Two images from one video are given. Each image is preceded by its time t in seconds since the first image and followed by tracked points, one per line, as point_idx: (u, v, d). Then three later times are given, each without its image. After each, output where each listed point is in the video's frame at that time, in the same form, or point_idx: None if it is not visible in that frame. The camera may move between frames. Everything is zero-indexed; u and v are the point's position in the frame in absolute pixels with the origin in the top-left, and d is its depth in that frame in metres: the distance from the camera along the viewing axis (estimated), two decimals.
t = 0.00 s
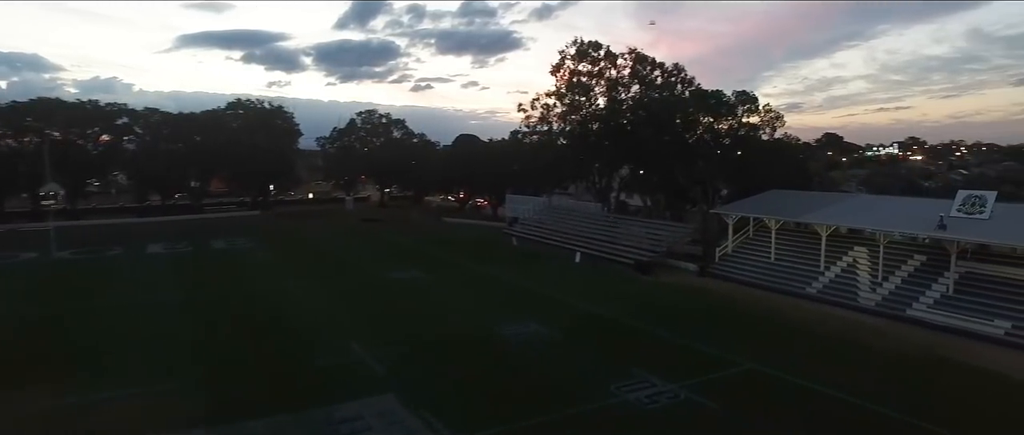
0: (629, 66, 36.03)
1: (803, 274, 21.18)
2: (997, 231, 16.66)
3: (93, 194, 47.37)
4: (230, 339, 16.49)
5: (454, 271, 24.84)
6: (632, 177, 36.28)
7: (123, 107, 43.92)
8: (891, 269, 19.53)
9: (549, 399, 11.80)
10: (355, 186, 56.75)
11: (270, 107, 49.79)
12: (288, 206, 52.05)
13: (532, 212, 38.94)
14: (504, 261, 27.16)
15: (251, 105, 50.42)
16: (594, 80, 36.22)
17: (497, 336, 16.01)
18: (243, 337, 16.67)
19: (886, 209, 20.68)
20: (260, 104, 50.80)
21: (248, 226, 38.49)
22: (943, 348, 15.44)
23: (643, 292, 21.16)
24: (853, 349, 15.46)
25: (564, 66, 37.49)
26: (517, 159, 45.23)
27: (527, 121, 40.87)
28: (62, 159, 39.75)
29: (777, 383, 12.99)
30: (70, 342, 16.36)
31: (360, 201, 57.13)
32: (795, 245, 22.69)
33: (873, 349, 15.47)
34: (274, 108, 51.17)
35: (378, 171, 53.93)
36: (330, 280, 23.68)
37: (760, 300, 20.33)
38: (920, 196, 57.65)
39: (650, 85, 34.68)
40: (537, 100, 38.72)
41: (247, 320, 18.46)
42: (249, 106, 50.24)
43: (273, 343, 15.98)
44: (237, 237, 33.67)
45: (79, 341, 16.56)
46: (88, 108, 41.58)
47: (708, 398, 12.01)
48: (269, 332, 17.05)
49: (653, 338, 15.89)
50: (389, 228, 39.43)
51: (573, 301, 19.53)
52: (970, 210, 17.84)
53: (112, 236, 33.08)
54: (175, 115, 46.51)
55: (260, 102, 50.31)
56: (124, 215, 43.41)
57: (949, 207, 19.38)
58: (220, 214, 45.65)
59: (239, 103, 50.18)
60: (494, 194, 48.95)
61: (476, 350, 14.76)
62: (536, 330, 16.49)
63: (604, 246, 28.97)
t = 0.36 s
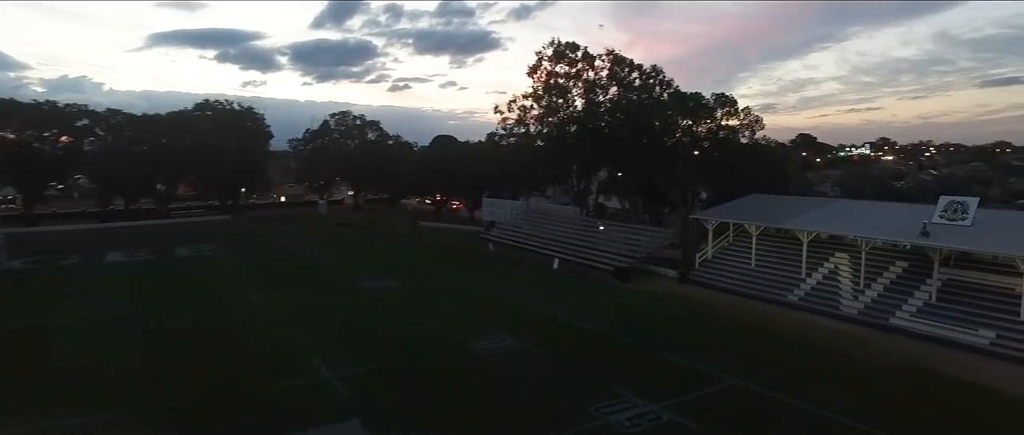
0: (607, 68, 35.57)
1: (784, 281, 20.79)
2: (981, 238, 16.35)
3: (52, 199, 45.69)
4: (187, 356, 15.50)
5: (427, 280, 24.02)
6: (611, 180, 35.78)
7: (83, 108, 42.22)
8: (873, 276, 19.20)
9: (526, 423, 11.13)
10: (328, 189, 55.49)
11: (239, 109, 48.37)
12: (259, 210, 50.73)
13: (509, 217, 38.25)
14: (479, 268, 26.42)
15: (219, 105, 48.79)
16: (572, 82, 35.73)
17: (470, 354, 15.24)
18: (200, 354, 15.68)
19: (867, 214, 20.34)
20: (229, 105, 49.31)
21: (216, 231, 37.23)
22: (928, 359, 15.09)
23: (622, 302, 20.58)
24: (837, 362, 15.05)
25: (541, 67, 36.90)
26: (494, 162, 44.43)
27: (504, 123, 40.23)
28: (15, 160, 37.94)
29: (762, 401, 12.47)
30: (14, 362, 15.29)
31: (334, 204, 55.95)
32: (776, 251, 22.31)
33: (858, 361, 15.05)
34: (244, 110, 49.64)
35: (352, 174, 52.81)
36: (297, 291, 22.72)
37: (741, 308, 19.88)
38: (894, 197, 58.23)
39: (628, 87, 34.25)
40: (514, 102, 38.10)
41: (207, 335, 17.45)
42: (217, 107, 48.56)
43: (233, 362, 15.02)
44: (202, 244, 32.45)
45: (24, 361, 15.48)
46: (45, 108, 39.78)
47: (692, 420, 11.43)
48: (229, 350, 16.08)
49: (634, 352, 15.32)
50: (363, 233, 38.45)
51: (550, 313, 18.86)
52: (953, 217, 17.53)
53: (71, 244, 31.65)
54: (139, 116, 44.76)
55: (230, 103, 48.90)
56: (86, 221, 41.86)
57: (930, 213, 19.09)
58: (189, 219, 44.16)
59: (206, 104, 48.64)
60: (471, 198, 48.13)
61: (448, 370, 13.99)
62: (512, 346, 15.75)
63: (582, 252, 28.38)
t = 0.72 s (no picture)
0: (585, 69, 35.01)
1: (766, 288, 20.34)
2: (966, 245, 16.00)
3: (10, 203, 43.79)
4: (137, 374, 14.44)
5: (400, 291, 23.16)
6: (590, 183, 35.16)
7: (42, 109, 40.34)
8: (856, 284, 18.79)
9: None
10: (301, 192, 54.18)
11: (208, 111, 46.66)
12: (229, 214, 49.30)
13: (487, 221, 37.48)
14: (455, 278, 25.63)
15: (186, 106, 46.82)
16: (549, 84, 35.17)
17: (443, 372, 14.49)
18: (153, 372, 14.64)
19: (849, 221, 19.96)
20: (197, 106, 47.91)
21: (183, 237, 35.92)
22: (915, 371, 14.68)
23: (601, 312, 19.95)
24: (824, 376, 14.57)
25: (518, 68, 36.19)
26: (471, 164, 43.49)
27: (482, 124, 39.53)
28: None
29: (749, 422, 11.90)
30: None
31: (308, 208, 54.67)
32: (757, 258, 21.86)
33: (844, 375, 14.57)
34: (215, 112, 48.39)
35: (326, 177, 51.60)
36: (263, 303, 21.71)
37: (723, 317, 19.36)
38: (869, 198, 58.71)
39: (607, 89, 33.69)
40: (491, 103, 37.45)
41: (162, 350, 16.38)
42: (186, 108, 46.66)
43: (188, 381, 14.04)
44: (167, 251, 31.17)
45: None
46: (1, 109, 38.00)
47: None
48: (186, 367, 15.08)
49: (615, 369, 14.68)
50: (336, 239, 37.36)
51: (527, 326, 18.13)
52: (937, 224, 17.18)
53: (26, 252, 30.13)
54: (102, 118, 42.98)
55: (198, 104, 47.14)
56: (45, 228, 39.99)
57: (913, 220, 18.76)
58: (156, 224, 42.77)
59: (173, 105, 46.63)
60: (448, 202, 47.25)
61: (419, 391, 13.18)
62: (488, 363, 15.00)
63: (561, 258, 27.70)
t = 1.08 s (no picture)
0: (564, 71, 34.49)
1: (749, 297, 19.88)
2: (953, 254, 15.63)
3: None
4: (86, 394, 13.45)
5: (372, 302, 22.30)
6: (569, 187, 34.51)
7: None
8: (840, 293, 18.39)
9: None
10: (274, 195, 52.83)
11: (175, 111, 45.19)
12: (199, 219, 47.84)
13: (464, 226, 36.73)
14: (430, 288, 24.81)
15: (153, 108, 45.37)
16: (528, 85, 34.62)
17: (414, 391, 13.73)
18: (103, 391, 13.66)
19: (833, 228, 19.56)
20: (164, 108, 46.19)
21: (148, 244, 34.56)
22: (904, 385, 14.26)
23: (580, 323, 19.31)
24: (812, 390, 14.06)
25: (496, 69, 35.55)
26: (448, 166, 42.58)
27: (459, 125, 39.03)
28: None
29: None
30: None
31: (281, 212, 53.37)
32: (740, 264, 21.41)
33: (832, 390, 14.06)
34: (182, 113, 46.71)
35: (300, 180, 50.33)
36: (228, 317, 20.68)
37: (706, 327, 18.86)
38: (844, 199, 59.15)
39: (586, 91, 33.26)
40: (468, 105, 36.74)
41: (114, 367, 15.33)
42: (153, 110, 45.17)
43: (140, 401, 13.09)
44: (129, 260, 29.82)
45: None
46: None
47: None
48: (140, 385, 14.11)
49: (596, 387, 14.04)
50: (309, 244, 36.28)
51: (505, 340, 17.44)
52: (923, 231, 16.81)
53: None
54: (62, 121, 40.53)
55: (165, 105, 45.62)
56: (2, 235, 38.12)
57: (898, 227, 18.39)
58: (121, 229, 41.32)
59: (138, 106, 45.04)
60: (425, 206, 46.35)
61: (389, 415, 12.37)
62: (462, 382, 14.22)
63: (539, 265, 27.05)
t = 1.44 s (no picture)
0: (543, 72, 33.83)
1: (733, 306, 19.36)
2: (940, 263, 15.23)
3: None
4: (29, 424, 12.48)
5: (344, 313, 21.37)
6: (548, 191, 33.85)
7: None
8: (826, 302, 17.93)
9: None
10: (246, 199, 51.48)
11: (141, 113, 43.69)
12: (167, 224, 46.38)
13: (441, 231, 35.91)
14: (406, 296, 23.93)
15: (118, 109, 44.16)
16: (506, 87, 33.97)
17: (384, 414, 12.96)
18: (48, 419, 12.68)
19: (818, 235, 19.13)
20: (130, 109, 44.77)
21: (111, 251, 33.22)
22: (893, 400, 13.81)
23: (560, 335, 18.63)
24: (799, 407, 13.55)
25: (473, 70, 34.75)
26: (425, 169, 41.67)
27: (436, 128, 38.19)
28: None
29: None
30: None
31: (254, 216, 51.99)
32: (723, 272, 20.89)
33: (820, 407, 13.54)
34: (149, 115, 45.29)
35: (273, 183, 49.10)
36: (190, 329, 19.61)
37: (690, 338, 18.30)
38: (823, 200, 59.33)
39: (565, 93, 32.61)
40: (445, 107, 35.94)
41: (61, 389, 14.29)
42: (117, 112, 43.93)
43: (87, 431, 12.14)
44: (89, 269, 28.52)
45: None
46: None
47: None
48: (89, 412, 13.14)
49: (576, 405, 13.37)
50: (280, 251, 35.10)
51: (481, 354, 16.71)
52: (909, 239, 16.41)
53: None
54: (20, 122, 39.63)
55: (130, 106, 44.15)
56: None
57: (883, 234, 18.00)
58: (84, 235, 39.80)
59: (102, 108, 43.76)
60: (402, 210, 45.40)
61: None
62: (435, 403, 13.42)
63: (518, 272, 26.36)
